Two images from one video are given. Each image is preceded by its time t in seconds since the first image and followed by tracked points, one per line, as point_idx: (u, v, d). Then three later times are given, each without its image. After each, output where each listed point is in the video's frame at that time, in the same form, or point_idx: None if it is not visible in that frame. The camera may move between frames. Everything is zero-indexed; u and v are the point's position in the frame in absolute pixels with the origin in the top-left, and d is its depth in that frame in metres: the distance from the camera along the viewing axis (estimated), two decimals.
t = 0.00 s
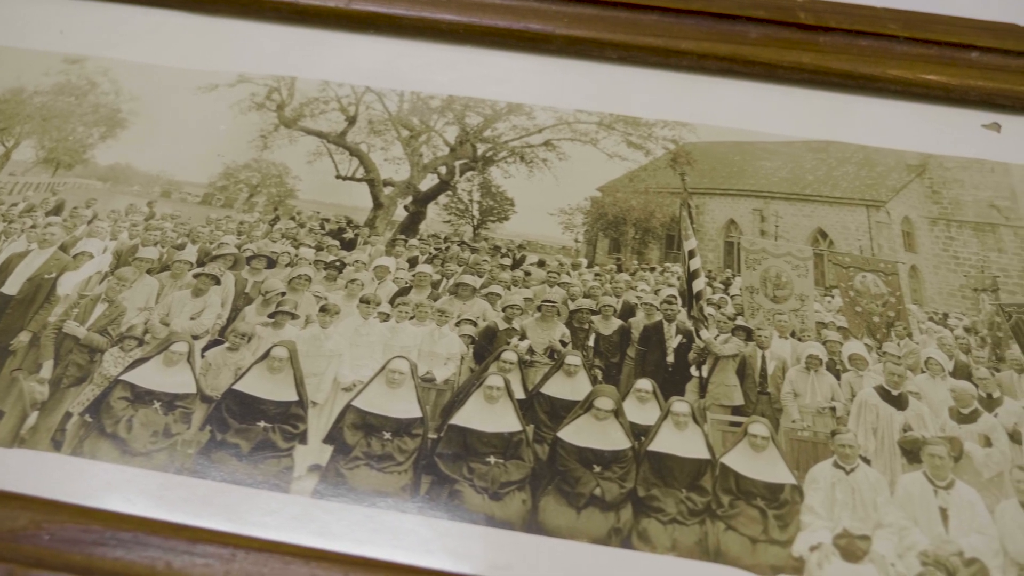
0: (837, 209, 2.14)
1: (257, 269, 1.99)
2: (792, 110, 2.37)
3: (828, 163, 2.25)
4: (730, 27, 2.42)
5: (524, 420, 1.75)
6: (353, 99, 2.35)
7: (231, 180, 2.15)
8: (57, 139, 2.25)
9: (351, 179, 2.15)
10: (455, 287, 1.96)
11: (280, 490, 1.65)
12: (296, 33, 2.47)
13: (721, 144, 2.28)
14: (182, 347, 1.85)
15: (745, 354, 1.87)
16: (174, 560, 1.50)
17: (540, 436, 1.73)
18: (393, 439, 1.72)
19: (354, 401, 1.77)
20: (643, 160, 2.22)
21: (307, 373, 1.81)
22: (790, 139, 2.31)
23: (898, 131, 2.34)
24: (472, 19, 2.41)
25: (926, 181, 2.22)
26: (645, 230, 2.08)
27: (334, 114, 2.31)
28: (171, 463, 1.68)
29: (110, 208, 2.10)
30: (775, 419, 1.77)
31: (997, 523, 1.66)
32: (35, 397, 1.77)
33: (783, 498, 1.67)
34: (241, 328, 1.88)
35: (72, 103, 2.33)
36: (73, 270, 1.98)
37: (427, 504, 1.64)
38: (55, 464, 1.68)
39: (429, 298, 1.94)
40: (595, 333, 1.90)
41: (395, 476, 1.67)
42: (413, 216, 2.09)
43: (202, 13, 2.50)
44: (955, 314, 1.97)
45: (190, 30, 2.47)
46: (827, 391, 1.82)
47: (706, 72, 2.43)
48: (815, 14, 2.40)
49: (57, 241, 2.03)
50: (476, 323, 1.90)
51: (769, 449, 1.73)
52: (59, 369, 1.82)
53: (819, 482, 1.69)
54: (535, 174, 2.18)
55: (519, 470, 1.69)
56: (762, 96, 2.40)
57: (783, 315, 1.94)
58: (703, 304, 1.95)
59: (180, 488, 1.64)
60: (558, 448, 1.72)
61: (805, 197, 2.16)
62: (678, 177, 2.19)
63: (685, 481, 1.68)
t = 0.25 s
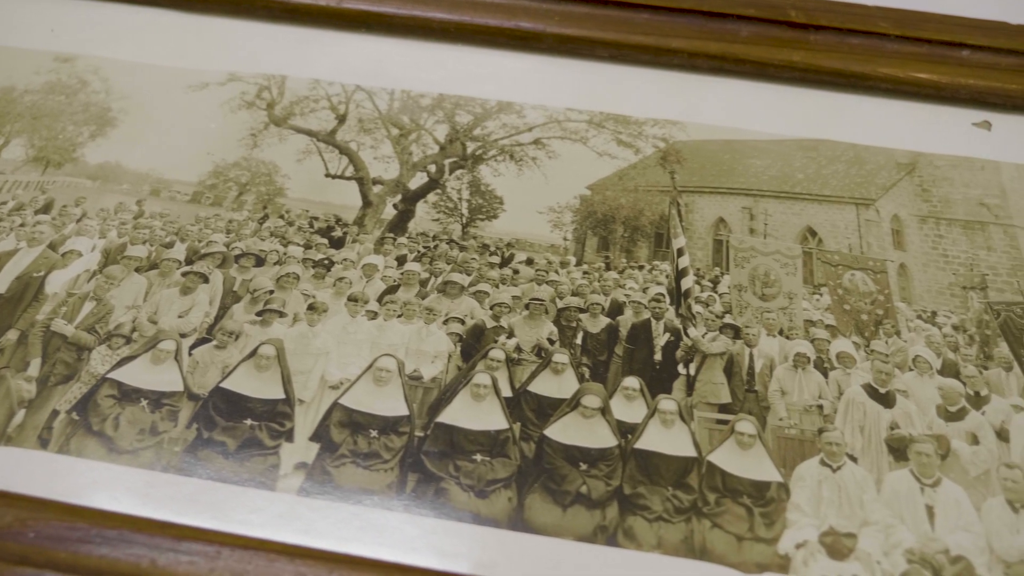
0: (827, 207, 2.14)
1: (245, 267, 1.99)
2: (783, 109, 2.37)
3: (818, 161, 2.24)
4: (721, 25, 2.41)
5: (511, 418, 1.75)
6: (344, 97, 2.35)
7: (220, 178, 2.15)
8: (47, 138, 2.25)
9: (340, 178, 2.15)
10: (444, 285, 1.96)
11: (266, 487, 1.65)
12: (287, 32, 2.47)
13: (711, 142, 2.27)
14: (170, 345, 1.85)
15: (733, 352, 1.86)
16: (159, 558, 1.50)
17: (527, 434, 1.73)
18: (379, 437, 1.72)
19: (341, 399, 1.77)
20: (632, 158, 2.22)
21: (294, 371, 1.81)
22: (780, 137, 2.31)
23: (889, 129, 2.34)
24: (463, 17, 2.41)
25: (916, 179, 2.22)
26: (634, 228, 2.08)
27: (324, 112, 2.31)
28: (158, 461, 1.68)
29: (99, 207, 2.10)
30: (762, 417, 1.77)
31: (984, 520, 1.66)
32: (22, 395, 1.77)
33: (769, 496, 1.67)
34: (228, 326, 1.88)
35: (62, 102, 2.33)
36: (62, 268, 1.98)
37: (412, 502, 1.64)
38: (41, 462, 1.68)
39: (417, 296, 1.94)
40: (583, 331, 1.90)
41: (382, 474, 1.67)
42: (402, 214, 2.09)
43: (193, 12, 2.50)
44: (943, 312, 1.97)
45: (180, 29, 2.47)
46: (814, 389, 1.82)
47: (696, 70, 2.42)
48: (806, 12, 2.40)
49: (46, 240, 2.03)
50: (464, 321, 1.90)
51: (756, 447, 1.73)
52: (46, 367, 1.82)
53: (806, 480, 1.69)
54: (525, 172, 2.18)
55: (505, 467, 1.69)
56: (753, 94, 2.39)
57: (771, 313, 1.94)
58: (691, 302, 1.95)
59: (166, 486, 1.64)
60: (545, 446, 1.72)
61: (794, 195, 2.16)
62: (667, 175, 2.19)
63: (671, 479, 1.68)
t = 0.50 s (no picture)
0: (816, 205, 2.14)
1: (234, 265, 1.99)
2: (773, 107, 2.37)
3: (807, 159, 2.24)
4: (712, 23, 2.41)
5: (497, 416, 1.75)
6: (334, 96, 2.35)
7: (210, 177, 2.15)
8: (37, 136, 2.25)
9: (330, 176, 2.15)
10: (432, 283, 1.96)
11: (252, 485, 1.65)
12: (278, 30, 2.47)
13: (701, 140, 2.27)
14: (158, 343, 1.85)
15: (721, 350, 1.87)
16: (144, 555, 1.50)
17: (514, 431, 1.73)
18: (366, 434, 1.72)
19: (328, 397, 1.77)
20: (622, 156, 2.22)
21: (282, 368, 1.81)
22: (770, 135, 2.31)
23: (879, 127, 2.34)
24: (454, 15, 2.41)
25: (906, 177, 2.22)
26: (623, 226, 2.08)
27: (314, 111, 2.31)
28: (144, 458, 1.68)
29: (88, 205, 2.10)
30: (748, 415, 1.77)
31: (970, 518, 1.66)
32: (10, 393, 1.77)
33: (755, 493, 1.67)
34: (216, 324, 1.88)
35: (53, 100, 2.33)
36: (51, 266, 1.99)
37: (398, 499, 1.64)
38: (28, 459, 1.68)
39: (405, 294, 1.94)
40: (571, 329, 1.90)
41: (368, 471, 1.68)
42: (392, 212, 2.09)
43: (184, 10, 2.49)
44: (932, 310, 1.97)
45: (171, 27, 2.47)
46: (802, 386, 1.82)
47: (687, 69, 2.42)
48: (797, 10, 2.40)
49: (35, 238, 2.03)
50: (452, 319, 1.90)
51: (742, 444, 1.73)
52: (34, 365, 1.82)
53: (792, 477, 1.69)
54: (514, 170, 2.18)
55: (491, 465, 1.69)
56: (744, 92, 2.39)
57: (759, 311, 1.94)
58: (680, 300, 1.95)
59: (152, 483, 1.65)
60: (531, 443, 1.72)
61: (784, 193, 2.16)
62: (657, 173, 2.19)
63: (657, 476, 1.68)
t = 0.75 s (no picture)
0: (805, 203, 2.14)
1: (222, 263, 1.99)
2: (763, 106, 2.37)
3: (797, 157, 2.24)
4: (702, 22, 2.41)
5: (484, 413, 1.75)
6: (324, 94, 2.35)
7: (199, 175, 2.15)
8: (28, 135, 2.25)
9: (319, 174, 2.16)
10: (420, 280, 1.96)
11: (238, 482, 1.65)
12: (269, 29, 2.47)
13: (691, 138, 2.28)
14: (145, 340, 1.85)
15: (708, 347, 1.87)
16: (129, 551, 1.51)
17: (500, 428, 1.73)
18: (353, 431, 1.72)
19: (315, 394, 1.78)
20: (612, 154, 2.22)
21: (269, 366, 1.82)
22: (759, 133, 2.31)
23: (869, 126, 2.34)
24: (445, 14, 2.41)
25: (895, 175, 2.22)
26: (612, 224, 2.08)
27: (304, 109, 2.31)
28: (131, 455, 1.69)
29: (78, 203, 2.11)
30: (735, 412, 1.77)
31: (955, 515, 1.66)
32: None
33: (741, 490, 1.67)
34: (204, 321, 1.89)
35: (44, 99, 2.33)
36: (40, 264, 1.99)
37: (385, 496, 1.64)
38: (15, 456, 1.68)
39: (393, 292, 1.95)
40: (558, 326, 1.90)
41: (354, 468, 1.68)
42: (381, 210, 2.09)
43: (175, 8, 2.49)
44: (920, 308, 1.97)
45: (162, 26, 2.47)
46: (789, 384, 1.82)
47: (677, 67, 2.42)
48: (787, 8, 2.39)
49: (24, 236, 2.03)
50: (440, 317, 1.90)
51: (729, 441, 1.73)
52: (22, 362, 1.82)
53: (778, 474, 1.69)
54: (504, 168, 2.18)
55: (477, 462, 1.69)
56: (734, 90, 2.39)
57: (747, 309, 1.94)
58: (668, 297, 1.95)
59: (138, 480, 1.65)
60: (518, 440, 1.72)
61: (773, 191, 2.16)
62: (646, 172, 2.19)
63: (643, 473, 1.68)
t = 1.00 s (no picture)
0: (794, 201, 2.14)
1: (211, 261, 2.00)
2: (754, 103, 2.37)
3: (786, 155, 2.25)
4: (692, 20, 2.41)
5: (471, 410, 1.76)
6: (314, 92, 2.35)
7: (188, 173, 2.16)
8: (18, 133, 2.25)
9: (309, 172, 2.16)
10: (408, 278, 1.97)
11: (225, 479, 1.66)
12: (260, 28, 2.48)
13: (680, 136, 2.28)
14: (133, 337, 1.86)
15: (695, 345, 1.87)
16: (114, 548, 1.51)
17: (486, 425, 1.74)
18: (339, 428, 1.73)
19: (302, 391, 1.78)
20: (601, 152, 2.22)
21: (257, 363, 1.82)
22: (749, 131, 2.31)
23: (859, 123, 2.34)
24: (435, 12, 2.41)
25: (884, 173, 2.22)
26: (600, 221, 2.08)
27: (294, 107, 2.31)
28: (118, 452, 1.69)
29: (67, 201, 2.11)
30: (722, 409, 1.77)
31: (941, 511, 1.67)
32: None
33: (727, 487, 1.67)
34: (192, 319, 1.89)
35: (34, 97, 2.33)
36: (29, 262, 1.99)
37: (371, 492, 1.65)
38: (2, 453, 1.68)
39: (381, 289, 1.95)
40: (546, 324, 1.90)
41: (340, 465, 1.68)
42: (370, 208, 2.10)
43: (166, 7, 2.50)
44: (907, 305, 1.97)
45: (153, 24, 2.47)
46: (775, 381, 1.82)
47: (668, 65, 2.42)
48: (777, 6, 2.39)
49: (13, 234, 2.03)
50: (427, 314, 1.90)
51: (715, 438, 1.73)
52: (10, 360, 1.82)
53: (764, 471, 1.70)
54: (493, 166, 2.18)
55: (463, 459, 1.69)
56: (723, 88, 2.39)
57: (735, 306, 1.94)
58: (655, 295, 1.95)
59: (125, 477, 1.65)
60: (504, 437, 1.72)
61: (762, 189, 2.16)
62: (635, 169, 2.19)
63: (629, 470, 1.69)
